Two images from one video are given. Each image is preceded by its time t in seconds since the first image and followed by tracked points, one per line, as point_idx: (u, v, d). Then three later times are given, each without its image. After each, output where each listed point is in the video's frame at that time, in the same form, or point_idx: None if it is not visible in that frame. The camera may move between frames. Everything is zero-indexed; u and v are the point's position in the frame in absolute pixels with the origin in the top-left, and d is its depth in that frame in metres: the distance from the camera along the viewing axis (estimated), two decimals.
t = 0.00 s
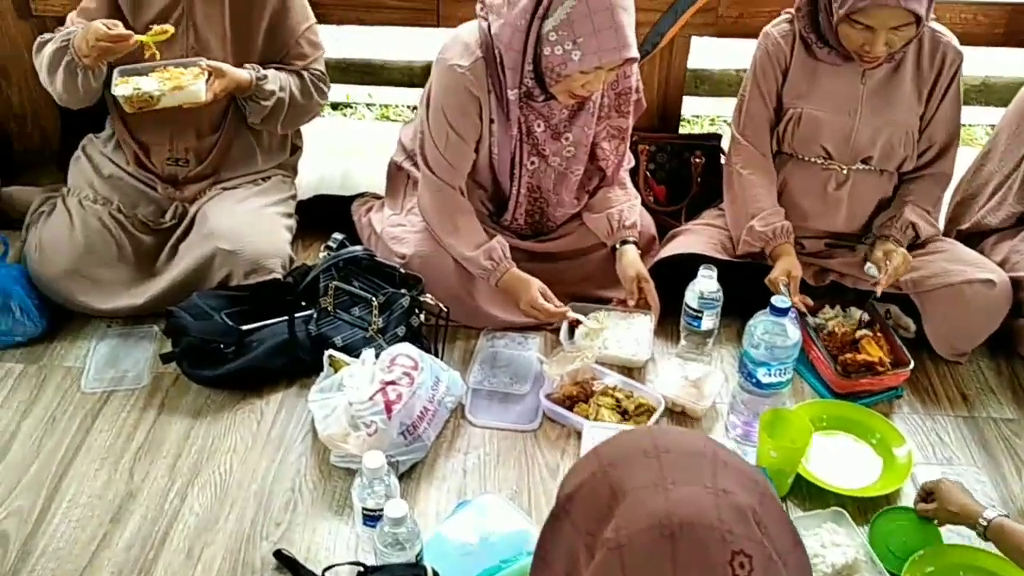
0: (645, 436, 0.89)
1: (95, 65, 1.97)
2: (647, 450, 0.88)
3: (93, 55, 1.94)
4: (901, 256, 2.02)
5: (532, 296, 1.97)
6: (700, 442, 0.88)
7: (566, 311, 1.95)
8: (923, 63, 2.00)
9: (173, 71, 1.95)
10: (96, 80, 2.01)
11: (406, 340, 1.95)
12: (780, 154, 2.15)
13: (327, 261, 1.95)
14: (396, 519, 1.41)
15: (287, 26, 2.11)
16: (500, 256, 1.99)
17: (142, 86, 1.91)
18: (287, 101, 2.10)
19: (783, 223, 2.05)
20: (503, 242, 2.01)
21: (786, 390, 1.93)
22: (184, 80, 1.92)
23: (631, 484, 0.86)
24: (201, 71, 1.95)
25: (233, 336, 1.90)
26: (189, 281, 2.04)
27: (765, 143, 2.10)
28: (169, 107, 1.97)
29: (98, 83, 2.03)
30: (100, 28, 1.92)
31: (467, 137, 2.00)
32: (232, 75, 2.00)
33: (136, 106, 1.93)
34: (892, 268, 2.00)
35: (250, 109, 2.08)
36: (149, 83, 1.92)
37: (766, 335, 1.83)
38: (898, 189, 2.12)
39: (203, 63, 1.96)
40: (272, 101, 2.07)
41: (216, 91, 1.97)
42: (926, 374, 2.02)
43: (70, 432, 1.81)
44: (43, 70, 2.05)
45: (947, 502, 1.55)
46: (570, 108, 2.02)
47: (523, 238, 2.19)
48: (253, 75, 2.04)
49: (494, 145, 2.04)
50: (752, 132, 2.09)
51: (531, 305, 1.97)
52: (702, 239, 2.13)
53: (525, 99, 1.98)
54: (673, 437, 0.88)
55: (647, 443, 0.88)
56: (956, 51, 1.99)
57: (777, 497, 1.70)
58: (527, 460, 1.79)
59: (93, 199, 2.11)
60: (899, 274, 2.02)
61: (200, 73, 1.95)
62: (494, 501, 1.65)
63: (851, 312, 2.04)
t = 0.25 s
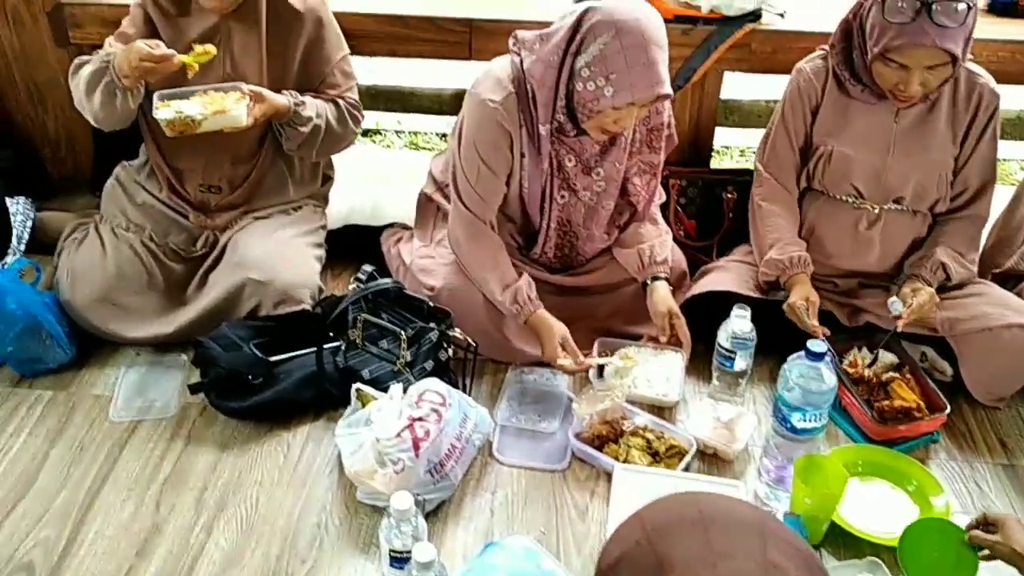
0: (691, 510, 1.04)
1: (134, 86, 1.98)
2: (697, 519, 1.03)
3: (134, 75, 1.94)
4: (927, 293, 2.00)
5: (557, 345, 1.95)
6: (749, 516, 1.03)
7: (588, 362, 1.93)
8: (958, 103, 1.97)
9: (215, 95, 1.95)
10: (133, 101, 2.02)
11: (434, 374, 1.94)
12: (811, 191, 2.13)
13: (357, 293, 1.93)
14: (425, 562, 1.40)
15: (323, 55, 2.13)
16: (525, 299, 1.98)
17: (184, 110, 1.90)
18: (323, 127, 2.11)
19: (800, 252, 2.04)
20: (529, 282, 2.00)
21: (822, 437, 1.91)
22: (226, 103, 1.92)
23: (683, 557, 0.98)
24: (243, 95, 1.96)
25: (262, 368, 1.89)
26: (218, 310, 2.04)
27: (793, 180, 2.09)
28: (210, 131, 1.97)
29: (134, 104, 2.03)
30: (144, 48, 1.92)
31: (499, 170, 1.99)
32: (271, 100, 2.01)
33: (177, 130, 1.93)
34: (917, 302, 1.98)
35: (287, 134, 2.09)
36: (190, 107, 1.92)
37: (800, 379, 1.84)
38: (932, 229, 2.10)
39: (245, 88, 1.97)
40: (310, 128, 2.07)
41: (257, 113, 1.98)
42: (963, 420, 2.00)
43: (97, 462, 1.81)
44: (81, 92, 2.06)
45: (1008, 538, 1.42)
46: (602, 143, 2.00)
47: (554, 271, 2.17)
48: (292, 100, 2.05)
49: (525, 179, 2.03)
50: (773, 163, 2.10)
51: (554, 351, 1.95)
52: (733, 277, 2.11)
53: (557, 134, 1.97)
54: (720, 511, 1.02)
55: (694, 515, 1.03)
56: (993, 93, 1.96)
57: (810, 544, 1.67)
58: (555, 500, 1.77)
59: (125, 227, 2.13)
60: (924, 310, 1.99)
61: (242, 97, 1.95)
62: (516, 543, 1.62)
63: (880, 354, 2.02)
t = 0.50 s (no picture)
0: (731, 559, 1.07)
1: (167, 132, 2.02)
2: (734, 567, 1.06)
3: (167, 125, 1.98)
4: (971, 326, 1.98)
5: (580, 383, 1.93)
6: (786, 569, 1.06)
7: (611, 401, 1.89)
8: (991, 146, 1.96)
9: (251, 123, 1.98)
10: (162, 146, 2.05)
11: (461, 408, 1.92)
12: (840, 229, 2.11)
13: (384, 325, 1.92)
14: None
15: (356, 86, 2.15)
16: (548, 334, 1.97)
17: (222, 141, 1.93)
18: (357, 157, 2.13)
19: (824, 284, 2.02)
20: (553, 319, 1.98)
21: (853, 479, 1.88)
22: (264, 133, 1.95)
23: None
24: (281, 126, 1.99)
25: (289, 399, 1.89)
26: (247, 339, 2.05)
27: (820, 214, 2.09)
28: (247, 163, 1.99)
29: (166, 148, 2.07)
30: (180, 101, 1.96)
31: (529, 204, 1.98)
32: (308, 130, 2.04)
33: (214, 159, 1.96)
34: (961, 335, 1.96)
35: (323, 163, 2.12)
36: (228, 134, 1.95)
37: (833, 421, 1.81)
38: (966, 269, 2.07)
39: (284, 120, 2.00)
40: (346, 157, 2.10)
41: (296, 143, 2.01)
42: (997, 464, 1.97)
43: (123, 489, 1.81)
44: (115, 129, 2.09)
45: None
46: (633, 179, 2.00)
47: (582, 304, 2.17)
48: (327, 130, 2.09)
49: (555, 213, 2.03)
50: (801, 202, 2.09)
51: (576, 389, 1.93)
52: (762, 314, 2.10)
53: (587, 169, 1.97)
54: (758, 560, 1.06)
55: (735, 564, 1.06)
56: None
57: None
58: (582, 537, 1.75)
59: (155, 254, 2.16)
60: (968, 344, 1.97)
61: (280, 127, 1.98)
62: None
63: (911, 396, 1.98)
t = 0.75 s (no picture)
0: None
1: (199, 158, 2.04)
2: None
3: (197, 150, 2.00)
4: None
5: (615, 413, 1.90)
6: None
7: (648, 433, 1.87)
8: None
9: (290, 154, 1.98)
10: (196, 171, 2.07)
11: (492, 441, 1.91)
12: (879, 268, 2.09)
13: (416, 355, 1.92)
14: None
15: (393, 116, 2.17)
16: (583, 363, 1.95)
17: (261, 167, 1.92)
18: (393, 186, 2.14)
19: (863, 319, 1.98)
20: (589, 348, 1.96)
21: (888, 522, 1.84)
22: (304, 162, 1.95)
23: None
24: (321, 154, 2.00)
25: (319, 428, 1.88)
26: (279, 365, 2.07)
27: (854, 251, 2.06)
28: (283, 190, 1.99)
29: (199, 172, 2.09)
30: (207, 127, 1.98)
31: (563, 236, 1.98)
32: (347, 159, 2.06)
33: (254, 186, 1.94)
34: None
35: (359, 193, 2.13)
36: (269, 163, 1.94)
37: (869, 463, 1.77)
38: (1009, 308, 2.02)
39: (320, 148, 2.02)
40: (382, 186, 2.11)
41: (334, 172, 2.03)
42: None
43: (150, 516, 1.80)
44: (150, 155, 2.12)
45: None
46: (669, 213, 1.98)
47: (615, 337, 2.16)
48: (364, 159, 2.10)
49: (589, 245, 2.02)
50: (836, 239, 2.07)
51: (613, 419, 1.90)
52: (798, 352, 2.08)
53: (622, 202, 1.96)
54: None
55: None
56: None
57: None
58: None
59: (190, 279, 2.20)
60: None
61: (320, 156, 1.99)
62: None
63: (948, 438, 1.93)
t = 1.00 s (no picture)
0: None
1: (240, 170, 2.06)
2: None
3: (238, 161, 2.02)
4: None
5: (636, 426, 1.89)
6: None
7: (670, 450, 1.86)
8: None
9: (318, 180, 1.98)
10: (238, 184, 2.09)
11: (519, 464, 1.89)
12: (913, 296, 2.06)
13: (444, 375, 1.90)
14: None
15: (425, 136, 2.17)
16: (607, 380, 1.94)
17: (289, 195, 1.91)
18: (420, 211, 2.15)
19: (896, 343, 1.96)
20: (611, 363, 1.95)
21: (920, 554, 1.80)
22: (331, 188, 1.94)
23: None
24: (348, 179, 2.00)
25: (346, 447, 1.88)
26: (307, 383, 2.07)
27: (888, 277, 2.04)
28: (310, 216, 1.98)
29: (240, 187, 2.10)
30: (253, 138, 2.01)
31: (593, 259, 1.97)
32: (374, 183, 2.06)
33: (280, 213, 1.93)
34: None
35: (387, 215, 2.14)
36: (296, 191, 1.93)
37: (902, 494, 1.74)
38: None
39: (350, 172, 2.02)
40: (409, 209, 2.12)
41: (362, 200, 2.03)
42: None
43: (176, 533, 1.79)
44: (187, 169, 2.13)
45: None
46: (700, 237, 1.96)
47: (644, 360, 2.14)
48: (392, 183, 2.10)
49: (619, 268, 2.01)
50: (869, 264, 2.05)
51: (633, 435, 1.89)
52: (829, 379, 2.05)
53: (654, 225, 1.94)
54: None
55: None
56: None
57: None
58: None
59: (219, 295, 2.21)
60: None
61: (347, 181, 1.99)
62: None
63: (981, 469, 1.87)
